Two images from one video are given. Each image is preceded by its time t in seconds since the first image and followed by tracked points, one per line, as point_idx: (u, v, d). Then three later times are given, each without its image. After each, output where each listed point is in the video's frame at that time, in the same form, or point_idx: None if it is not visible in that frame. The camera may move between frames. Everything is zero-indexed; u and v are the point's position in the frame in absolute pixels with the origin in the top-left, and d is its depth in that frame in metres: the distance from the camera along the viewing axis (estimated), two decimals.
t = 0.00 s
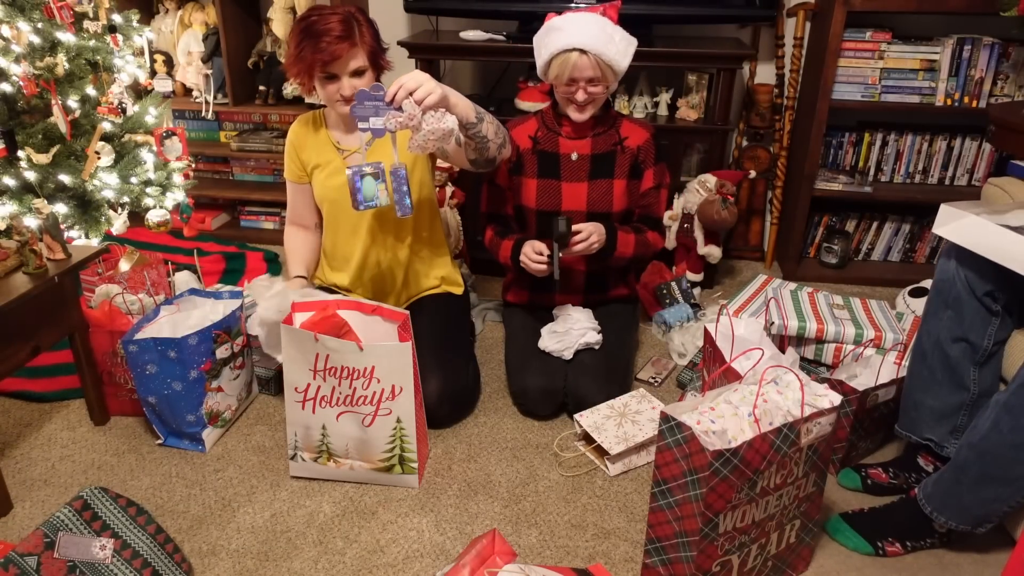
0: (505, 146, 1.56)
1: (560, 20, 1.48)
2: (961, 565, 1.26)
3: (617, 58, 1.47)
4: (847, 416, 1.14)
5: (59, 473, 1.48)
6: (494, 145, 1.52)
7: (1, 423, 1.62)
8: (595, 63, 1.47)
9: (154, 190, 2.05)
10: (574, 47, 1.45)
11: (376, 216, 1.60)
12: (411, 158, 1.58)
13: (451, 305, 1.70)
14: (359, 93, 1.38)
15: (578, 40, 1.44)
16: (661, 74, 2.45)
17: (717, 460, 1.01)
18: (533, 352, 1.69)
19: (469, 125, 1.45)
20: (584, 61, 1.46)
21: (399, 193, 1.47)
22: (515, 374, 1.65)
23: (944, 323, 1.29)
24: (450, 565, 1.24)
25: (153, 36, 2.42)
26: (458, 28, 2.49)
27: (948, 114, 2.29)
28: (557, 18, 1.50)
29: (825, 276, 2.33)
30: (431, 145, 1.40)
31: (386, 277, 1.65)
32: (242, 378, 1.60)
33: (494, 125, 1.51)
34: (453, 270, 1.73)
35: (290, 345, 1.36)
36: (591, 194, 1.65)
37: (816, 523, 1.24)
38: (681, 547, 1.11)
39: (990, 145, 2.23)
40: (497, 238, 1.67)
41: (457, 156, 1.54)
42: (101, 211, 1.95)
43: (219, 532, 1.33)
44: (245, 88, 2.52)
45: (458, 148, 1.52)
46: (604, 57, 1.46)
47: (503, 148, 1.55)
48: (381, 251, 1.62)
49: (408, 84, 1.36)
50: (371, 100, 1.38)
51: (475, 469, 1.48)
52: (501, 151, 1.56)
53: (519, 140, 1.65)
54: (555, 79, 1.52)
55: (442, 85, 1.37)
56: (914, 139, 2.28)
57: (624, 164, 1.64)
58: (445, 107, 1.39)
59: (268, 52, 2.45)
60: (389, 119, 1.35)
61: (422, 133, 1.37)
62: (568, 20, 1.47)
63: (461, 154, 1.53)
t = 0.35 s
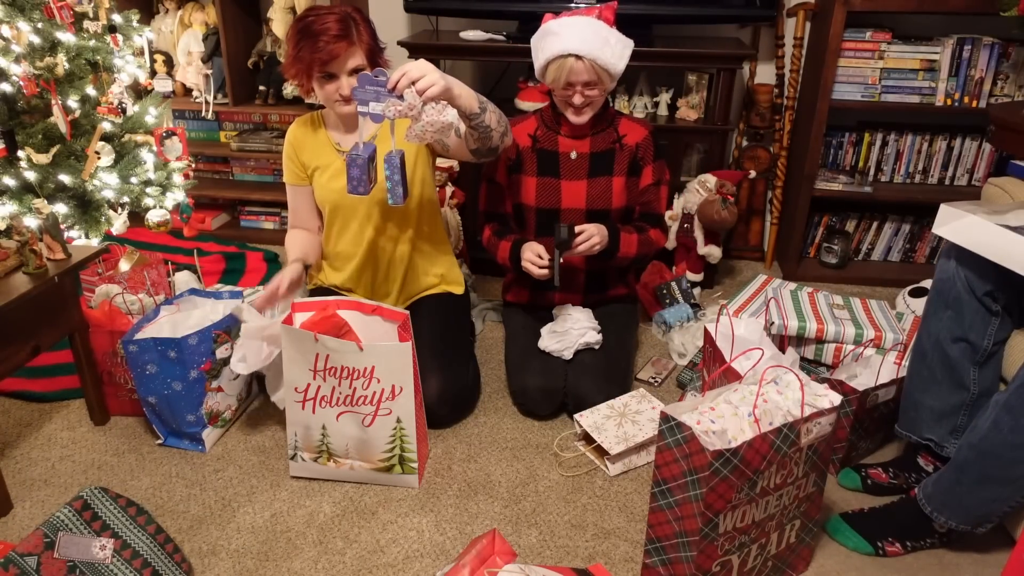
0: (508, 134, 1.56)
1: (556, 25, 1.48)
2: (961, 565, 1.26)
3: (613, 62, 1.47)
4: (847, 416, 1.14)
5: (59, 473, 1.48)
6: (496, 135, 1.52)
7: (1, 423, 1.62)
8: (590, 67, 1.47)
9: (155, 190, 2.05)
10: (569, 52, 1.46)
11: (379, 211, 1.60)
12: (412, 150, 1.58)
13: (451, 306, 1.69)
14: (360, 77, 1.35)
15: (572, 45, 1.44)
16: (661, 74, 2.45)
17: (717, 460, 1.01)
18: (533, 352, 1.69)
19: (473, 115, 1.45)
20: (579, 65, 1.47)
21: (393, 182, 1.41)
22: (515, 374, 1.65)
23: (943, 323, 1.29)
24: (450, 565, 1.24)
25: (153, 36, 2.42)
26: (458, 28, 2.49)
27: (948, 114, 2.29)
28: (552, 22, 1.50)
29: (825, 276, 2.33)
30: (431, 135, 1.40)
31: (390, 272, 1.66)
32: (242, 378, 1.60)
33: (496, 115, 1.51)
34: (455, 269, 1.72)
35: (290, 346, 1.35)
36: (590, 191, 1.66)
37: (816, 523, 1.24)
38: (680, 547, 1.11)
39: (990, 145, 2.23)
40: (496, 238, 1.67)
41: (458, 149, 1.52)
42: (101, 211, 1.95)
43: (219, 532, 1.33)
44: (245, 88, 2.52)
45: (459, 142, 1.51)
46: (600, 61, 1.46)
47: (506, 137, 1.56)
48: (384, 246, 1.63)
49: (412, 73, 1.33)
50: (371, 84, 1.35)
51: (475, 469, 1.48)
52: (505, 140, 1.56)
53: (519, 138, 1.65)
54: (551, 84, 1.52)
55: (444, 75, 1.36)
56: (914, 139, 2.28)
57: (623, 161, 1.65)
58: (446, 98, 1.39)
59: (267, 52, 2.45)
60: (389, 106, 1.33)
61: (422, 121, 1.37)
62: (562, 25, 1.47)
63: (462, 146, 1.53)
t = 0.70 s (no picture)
0: (501, 130, 1.55)
1: (555, 27, 1.48)
2: (961, 565, 1.26)
3: (612, 63, 1.47)
4: (847, 416, 1.14)
5: (59, 472, 1.48)
6: (488, 131, 1.51)
7: (1, 423, 1.62)
8: (589, 70, 1.47)
9: (154, 190, 2.05)
10: (568, 55, 1.45)
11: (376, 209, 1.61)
12: (410, 146, 1.59)
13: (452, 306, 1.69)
14: (340, 84, 1.37)
15: (571, 47, 1.44)
16: (661, 74, 2.45)
17: (717, 460, 1.01)
18: (533, 352, 1.69)
19: (458, 113, 1.45)
20: (577, 68, 1.47)
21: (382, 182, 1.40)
22: (515, 374, 1.65)
23: (944, 323, 1.29)
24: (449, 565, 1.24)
25: (153, 36, 2.42)
26: (458, 28, 2.49)
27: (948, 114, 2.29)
28: (551, 24, 1.50)
29: (825, 276, 2.33)
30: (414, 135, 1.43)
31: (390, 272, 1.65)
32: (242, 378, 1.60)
33: (485, 111, 1.50)
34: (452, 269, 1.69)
35: (289, 345, 1.35)
36: (591, 191, 1.65)
37: (817, 523, 1.24)
38: (680, 547, 1.11)
39: (990, 145, 2.23)
40: (494, 236, 1.67)
41: (455, 147, 1.55)
42: (101, 211, 1.95)
43: (219, 532, 1.33)
44: (245, 88, 2.52)
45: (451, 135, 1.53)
46: (599, 64, 1.46)
47: (498, 133, 1.54)
48: (381, 245, 1.64)
49: (386, 76, 1.34)
50: (350, 89, 1.37)
51: (475, 469, 1.48)
52: (498, 136, 1.55)
53: (519, 137, 1.65)
54: (551, 86, 1.53)
55: (421, 78, 1.37)
56: (914, 139, 2.28)
57: (624, 161, 1.65)
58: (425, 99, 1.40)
59: (267, 52, 2.45)
60: (367, 110, 1.35)
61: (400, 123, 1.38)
62: (563, 27, 1.47)
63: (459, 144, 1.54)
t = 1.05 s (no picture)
0: (499, 125, 1.56)
1: (556, 33, 1.47)
2: (960, 565, 1.26)
3: (615, 71, 1.47)
4: (846, 416, 1.14)
5: (59, 473, 1.48)
6: (485, 126, 1.52)
7: (1, 423, 1.62)
8: (592, 78, 1.47)
9: (155, 190, 2.05)
10: (570, 63, 1.45)
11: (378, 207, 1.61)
12: (410, 143, 1.59)
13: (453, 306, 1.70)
14: (332, 77, 1.35)
15: (574, 56, 1.44)
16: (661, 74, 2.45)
17: (717, 460, 1.01)
18: (533, 352, 1.69)
19: (453, 109, 1.46)
20: (579, 77, 1.47)
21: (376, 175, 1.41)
22: (515, 374, 1.65)
23: (943, 323, 1.29)
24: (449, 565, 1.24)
25: (153, 36, 2.42)
26: (458, 27, 2.49)
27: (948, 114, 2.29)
28: (553, 29, 1.49)
29: (825, 276, 2.33)
30: (406, 131, 1.44)
31: (390, 271, 1.66)
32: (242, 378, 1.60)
33: (482, 106, 1.51)
34: (452, 268, 1.69)
35: (290, 345, 1.35)
36: (597, 194, 1.65)
37: (816, 523, 1.24)
38: (680, 547, 1.11)
39: (990, 145, 2.23)
40: (503, 241, 1.67)
41: (456, 143, 1.57)
42: (101, 211, 1.95)
43: (219, 532, 1.33)
44: (245, 88, 2.52)
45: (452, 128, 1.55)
46: (602, 73, 1.46)
47: (497, 128, 1.55)
48: (382, 244, 1.63)
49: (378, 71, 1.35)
50: (343, 83, 1.35)
51: (476, 469, 1.48)
52: (496, 132, 1.55)
53: (522, 142, 1.65)
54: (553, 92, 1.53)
55: (411, 72, 1.38)
56: (914, 139, 2.28)
57: (629, 162, 1.65)
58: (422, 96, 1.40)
59: (267, 52, 2.45)
60: (359, 105, 1.34)
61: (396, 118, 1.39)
62: (563, 33, 1.46)
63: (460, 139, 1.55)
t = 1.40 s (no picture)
0: (498, 122, 1.56)
1: (565, 42, 1.47)
2: (960, 565, 1.26)
3: (625, 80, 1.47)
4: (846, 416, 1.14)
5: (59, 473, 1.48)
6: (485, 124, 1.52)
7: (1, 423, 1.62)
8: (603, 87, 1.47)
9: (155, 190, 2.05)
10: (582, 73, 1.45)
11: (378, 210, 1.61)
12: (410, 142, 1.59)
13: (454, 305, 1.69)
14: (334, 78, 1.34)
15: (586, 66, 1.44)
16: (661, 74, 2.45)
17: (717, 460, 1.01)
18: (533, 352, 1.69)
19: (454, 106, 1.47)
20: (591, 86, 1.46)
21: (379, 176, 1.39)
22: (515, 374, 1.65)
23: (943, 324, 1.29)
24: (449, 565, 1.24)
25: (153, 36, 2.42)
26: (458, 27, 2.49)
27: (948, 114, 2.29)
28: (560, 38, 1.48)
29: (825, 276, 2.33)
30: (409, 130, 1.44)
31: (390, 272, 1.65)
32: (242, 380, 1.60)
33: (481, 103, 1.51)
34: (452, 268, 1.70)
35: (290, 345, 1.35)
36: (604, 200, 1.65)
37: (816, 523, 1.24)
38: (680, 547, 1.11)
39: (990, 145, 2.23)
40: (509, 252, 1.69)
41: (454, 141, 1.57)
42: (101, 211, 1.95)
43: (219, 532, 1.33)
44: (245, 88, 2.52)
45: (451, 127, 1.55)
46: (612, 82, 1.46)
47: (496, 125, 1.55)
48: (382, 246, 1.64)
49: (381, 71, 1.34)
50: (344, 84, 1.34)
51: (476, 469, 1.48)
52: (496, 129, 1.56)
53: (527, 150, 1.63)
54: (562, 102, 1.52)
55: (414, 72, 1.38)
56: (914, 139, 2.28)
57: (636, 166, 1.66)
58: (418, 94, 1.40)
59: (267, 52, 2.45)
60: (363, 106, 1.34)
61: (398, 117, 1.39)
62: (573, 43, 1.46)
63: (458, 137, 1.56)
